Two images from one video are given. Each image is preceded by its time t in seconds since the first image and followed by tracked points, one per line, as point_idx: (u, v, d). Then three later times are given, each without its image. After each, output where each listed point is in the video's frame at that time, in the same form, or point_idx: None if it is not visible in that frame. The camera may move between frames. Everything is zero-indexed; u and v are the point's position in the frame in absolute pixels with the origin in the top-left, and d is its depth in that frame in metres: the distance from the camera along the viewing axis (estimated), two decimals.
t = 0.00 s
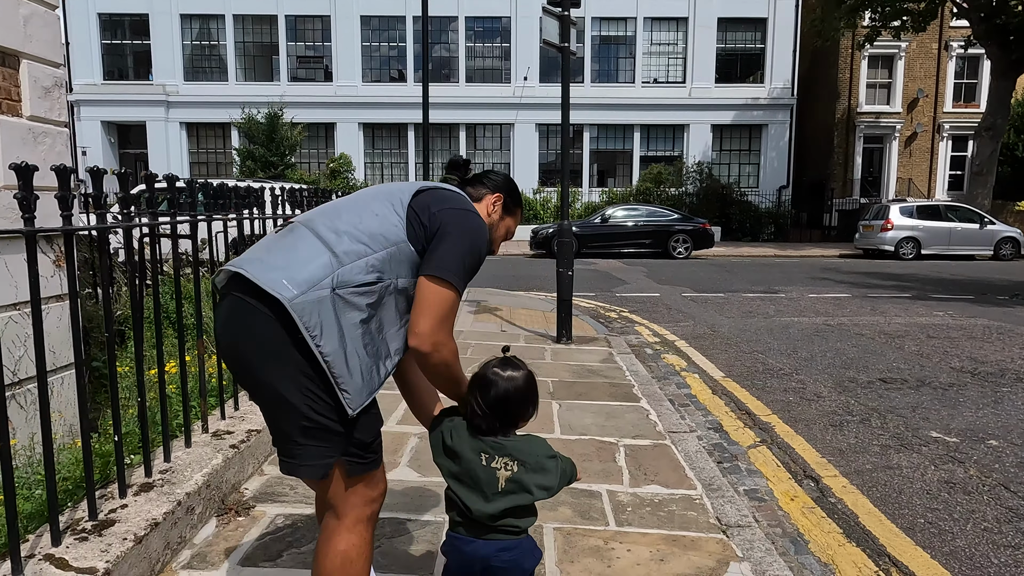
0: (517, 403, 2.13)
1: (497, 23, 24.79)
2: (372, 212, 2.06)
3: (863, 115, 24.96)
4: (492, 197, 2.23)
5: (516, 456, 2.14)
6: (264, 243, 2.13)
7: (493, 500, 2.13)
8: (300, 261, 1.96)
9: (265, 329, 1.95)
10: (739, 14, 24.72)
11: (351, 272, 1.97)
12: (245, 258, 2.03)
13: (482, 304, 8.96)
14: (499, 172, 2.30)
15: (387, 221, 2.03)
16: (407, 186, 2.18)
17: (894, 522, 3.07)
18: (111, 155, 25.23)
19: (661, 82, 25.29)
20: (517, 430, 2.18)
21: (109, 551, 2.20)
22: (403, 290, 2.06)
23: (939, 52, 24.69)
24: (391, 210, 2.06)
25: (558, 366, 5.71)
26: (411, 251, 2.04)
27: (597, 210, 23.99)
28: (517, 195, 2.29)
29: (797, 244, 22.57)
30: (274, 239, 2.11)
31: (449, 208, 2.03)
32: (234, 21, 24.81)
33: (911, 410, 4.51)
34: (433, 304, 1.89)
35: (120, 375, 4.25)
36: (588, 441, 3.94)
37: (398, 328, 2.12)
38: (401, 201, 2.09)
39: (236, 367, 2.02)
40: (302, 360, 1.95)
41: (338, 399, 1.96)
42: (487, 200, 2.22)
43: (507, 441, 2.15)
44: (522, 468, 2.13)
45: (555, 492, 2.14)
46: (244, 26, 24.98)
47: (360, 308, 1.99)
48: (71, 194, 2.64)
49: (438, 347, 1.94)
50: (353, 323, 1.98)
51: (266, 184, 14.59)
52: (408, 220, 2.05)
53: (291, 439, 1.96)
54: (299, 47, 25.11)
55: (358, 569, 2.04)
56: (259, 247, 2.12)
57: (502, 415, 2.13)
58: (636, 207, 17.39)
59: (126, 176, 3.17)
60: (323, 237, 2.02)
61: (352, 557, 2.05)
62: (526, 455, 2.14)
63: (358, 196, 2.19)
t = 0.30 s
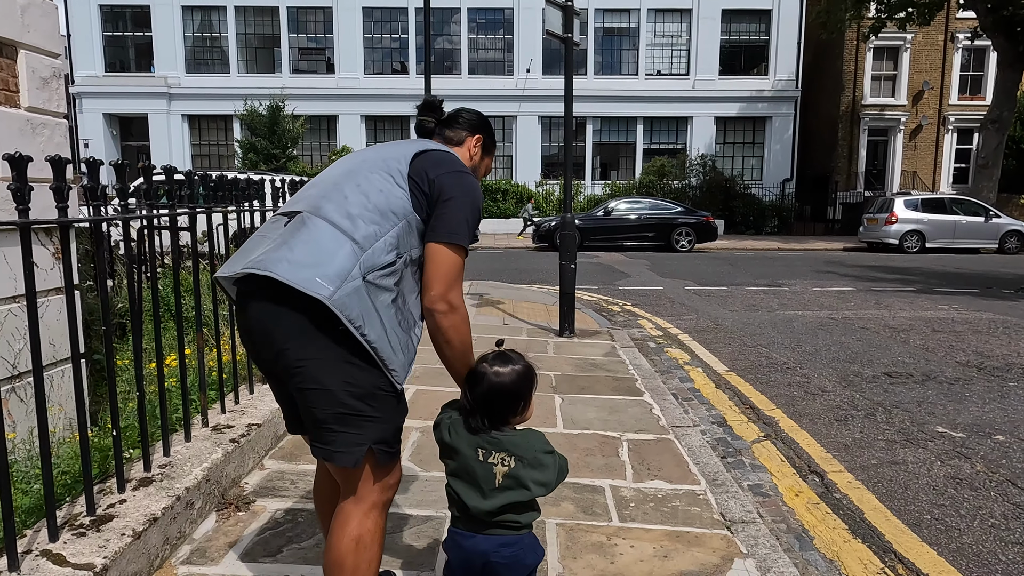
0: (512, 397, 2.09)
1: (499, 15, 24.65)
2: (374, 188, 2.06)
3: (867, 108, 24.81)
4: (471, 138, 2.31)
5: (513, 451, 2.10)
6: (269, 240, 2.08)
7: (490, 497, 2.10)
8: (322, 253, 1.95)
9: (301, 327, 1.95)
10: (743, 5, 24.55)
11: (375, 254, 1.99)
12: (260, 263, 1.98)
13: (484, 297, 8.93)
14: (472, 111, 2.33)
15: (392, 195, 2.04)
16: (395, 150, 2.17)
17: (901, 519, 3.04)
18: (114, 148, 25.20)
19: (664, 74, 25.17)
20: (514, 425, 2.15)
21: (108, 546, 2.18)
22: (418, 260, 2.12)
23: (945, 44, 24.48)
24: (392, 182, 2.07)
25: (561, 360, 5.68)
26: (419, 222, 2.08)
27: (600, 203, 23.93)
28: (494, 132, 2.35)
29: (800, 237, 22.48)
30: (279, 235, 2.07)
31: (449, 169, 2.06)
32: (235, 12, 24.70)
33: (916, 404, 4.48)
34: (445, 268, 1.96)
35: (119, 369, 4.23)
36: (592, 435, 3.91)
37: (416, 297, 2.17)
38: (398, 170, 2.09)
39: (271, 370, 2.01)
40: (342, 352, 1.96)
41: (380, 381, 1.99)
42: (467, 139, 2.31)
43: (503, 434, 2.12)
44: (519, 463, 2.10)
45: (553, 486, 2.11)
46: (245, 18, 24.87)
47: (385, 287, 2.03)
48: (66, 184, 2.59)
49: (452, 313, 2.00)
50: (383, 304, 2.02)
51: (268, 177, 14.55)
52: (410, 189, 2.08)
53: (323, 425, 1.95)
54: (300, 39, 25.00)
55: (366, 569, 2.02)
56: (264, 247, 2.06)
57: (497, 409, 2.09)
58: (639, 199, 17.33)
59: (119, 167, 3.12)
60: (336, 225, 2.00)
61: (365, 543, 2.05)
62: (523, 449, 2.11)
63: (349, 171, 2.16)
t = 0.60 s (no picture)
0: (517, 389, 2.10)
1: (503, 10, 24.60)
2: (380, 177, 2.10)
3: (871, 103, 24.72)
4: (453, 78, 2.36)
5: (516, 440, 2.12)
6: (292, 245, 2.14)
7: (491, 482, 2.12)
8: (353, 256, 2.05)
9: (344, 327, 2.05)
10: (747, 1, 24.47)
11: (400, 241, 2.11)
12: (297, 275, 2.07)
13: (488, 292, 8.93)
14: (445, 48, 2.37)
15: (399, 180, 2.10)
16: (383, 125, 2.15)
17: (906, 513, 3.03)
18: (117, 144, 25.23)
19: (668, 70, 25.10)
20: (517, 414, 2.16)
21: (114, 537, 2.19)
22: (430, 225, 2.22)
23: (950, 39, 24.37)
24: (394, 166, 2.11)
25: (565, 354, 5.68)
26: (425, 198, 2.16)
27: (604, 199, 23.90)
28: (469, 68, 2.39)
29: (804, 234, 22.43)
30: (304, 240, 2.13)
31: (443, 141, 2.10)
32: (238, 8, 24.68)
33: (921, 400, 4.47)
34: (455, 229, 2.06)
35: (125, 362, 4.24)
36: (596, 429, 3.91)
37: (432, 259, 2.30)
38: (396, 150, 2.11)
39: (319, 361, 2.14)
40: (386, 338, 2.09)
41: (418, 351, 2.11)
42: (449, 81, 2.35)
43: (507, 424, 2.14)
44: (520, 451, 2.12)
45: (556, 476, 2.13)
46: (249, 14, 24.87)
47: (410, 264, 2.16)
48: (73, 175, 2.59)
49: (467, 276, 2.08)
50: (412, 282, 2.16)
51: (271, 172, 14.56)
52: (410, 167, 2.12)
53: (368, 398, 2.03)
54: (303, 35, 24.96)
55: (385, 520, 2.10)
56: (290, 251, 2.13)
57: (500, 401, 2.11)
58: (643, 196, 17.29)
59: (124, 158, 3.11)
60: (357, 224, 2.09)
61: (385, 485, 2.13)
62: (526, 439, 2.13)
63: (347, 158, 2.17)
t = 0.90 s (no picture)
0: (500, 385, 2.10)
1: (504, 13, 24.60)
2: (405, 183, 2.22)
3: (873, 106, 24.70)
4: (437, 52, 2.44)
5: (501, 435, 2.12)
6: (326, 255, 2.22)
7: (480, 479, 2.11)
8: (395, 266, 2.19)
9: (389, 328, 2.21)
10: (748, 3, 24.46)
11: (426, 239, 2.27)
12: (342, 287, 2.17)
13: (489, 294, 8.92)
14: (421, 20, 2.40)
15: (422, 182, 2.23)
16: (394, 128, 2.22)
17: (910, 515, 3.01)
18: (120, 146, 25.28)
19: (669, 72, 25.09)
20: (503, 410, 2.16)
21: (113, 538, 2.18)
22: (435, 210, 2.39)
23: (952, 42, 24.34)
24: (416, 172, 2.23)
25: (567, 356, 5.66)
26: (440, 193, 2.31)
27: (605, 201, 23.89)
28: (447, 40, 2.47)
29: (806, 236, 22.40)
30: (340, 250, 2.21)
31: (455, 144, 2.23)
32: (241, 11, 24.70)
33: (924, 401, 4.45)
34: (460, 207, 2.23)
35: (125, 363, 4.24)
36: (597, 431, 3.89)
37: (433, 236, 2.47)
38: (415, 155, 2.22)
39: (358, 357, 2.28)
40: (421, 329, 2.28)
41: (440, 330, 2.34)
42: (432, 56, 2.44)
43: (492, 420, 2.14)
44: (506, 447, 2.11)
45: (547, 468, 2.12)
46: (251, 17, 24.89)
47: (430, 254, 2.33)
48: (72, 174, 2.58)
49: (469, 252, 2.23)
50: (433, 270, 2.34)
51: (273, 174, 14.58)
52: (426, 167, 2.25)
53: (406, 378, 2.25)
54: (305, 37, 24.97)
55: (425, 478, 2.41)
56: (325, 262, 2.21)
57: (484, 398, 2.10)
58: (645, 198, 17.28)
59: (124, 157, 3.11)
60: (392, 233, 2.22)
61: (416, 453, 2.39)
62: (512, 434, 2.12)
63: (365, 163, 2.23)
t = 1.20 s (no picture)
0: (493, 390, 2.11)
1: (507, 17, 24.64)
2: (424, 191, 2.29)
3: (877, 110, 24.67)
4: (443, 61, 2.49)
5: (493, 437, 2.12)
6: (355, 265, 2.26)
7: (471, 477, 2.14)
8: (421, 272, 2.26)
9: (414, 331, 2.28)
10: (751, 7, 24.46)
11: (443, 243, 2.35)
12: (373, 294, 2.22)
13: (492, 299, 8.90)
14: (426, 26, 2.41)
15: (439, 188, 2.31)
16: (411, 140, 2.29)
17: (918, 526, 2.98)
18: (124, 151, 25.37)
19: (673, 76, 25.08)
20: (498, 412, 2.16)
21: (116, 549, 2.17)
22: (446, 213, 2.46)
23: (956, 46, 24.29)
24: (434, 179, 2.30)
25: (571, 363, 5.64)
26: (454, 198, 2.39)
27: (608, 206, 23.88)
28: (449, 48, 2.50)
29: (810, 240, 22.35)
30: (368, 260, 2.25)
31: (466, 151, 2.31)
32: (245, 16, 24.78)
33: (931, 409, 4.42)
34: (461, 202, 2.29)
35: (129, 370, 4.23)
36: (602, 439, 3.88)
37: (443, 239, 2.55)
38: (431, 163, 2.29)
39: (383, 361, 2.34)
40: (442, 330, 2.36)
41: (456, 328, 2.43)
42: (440, 65, 2.47)
43: (486, 422, 2.14)
44: (498, 449, 2.11)
45: (538, 475, 2.10)
46: (255, 21, 24.96)
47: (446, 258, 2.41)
48: (76, 183, 2.57)
49: (468, 246, 2.30)
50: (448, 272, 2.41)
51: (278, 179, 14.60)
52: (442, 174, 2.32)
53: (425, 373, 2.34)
54: (309, 42, 25.04)
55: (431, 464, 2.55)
56: (351, 272, 2.26)
57: (476, 402, 2.11)
58: (648, 202, 17.26)
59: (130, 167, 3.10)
60: (417, 240, 2.29)
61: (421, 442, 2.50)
62: (504, 439, 2.12)
63: (386, 175, 2.29)
